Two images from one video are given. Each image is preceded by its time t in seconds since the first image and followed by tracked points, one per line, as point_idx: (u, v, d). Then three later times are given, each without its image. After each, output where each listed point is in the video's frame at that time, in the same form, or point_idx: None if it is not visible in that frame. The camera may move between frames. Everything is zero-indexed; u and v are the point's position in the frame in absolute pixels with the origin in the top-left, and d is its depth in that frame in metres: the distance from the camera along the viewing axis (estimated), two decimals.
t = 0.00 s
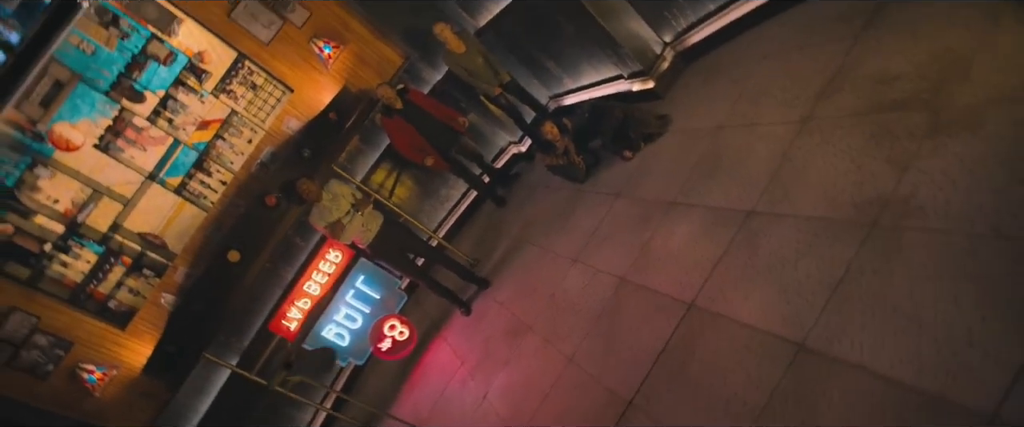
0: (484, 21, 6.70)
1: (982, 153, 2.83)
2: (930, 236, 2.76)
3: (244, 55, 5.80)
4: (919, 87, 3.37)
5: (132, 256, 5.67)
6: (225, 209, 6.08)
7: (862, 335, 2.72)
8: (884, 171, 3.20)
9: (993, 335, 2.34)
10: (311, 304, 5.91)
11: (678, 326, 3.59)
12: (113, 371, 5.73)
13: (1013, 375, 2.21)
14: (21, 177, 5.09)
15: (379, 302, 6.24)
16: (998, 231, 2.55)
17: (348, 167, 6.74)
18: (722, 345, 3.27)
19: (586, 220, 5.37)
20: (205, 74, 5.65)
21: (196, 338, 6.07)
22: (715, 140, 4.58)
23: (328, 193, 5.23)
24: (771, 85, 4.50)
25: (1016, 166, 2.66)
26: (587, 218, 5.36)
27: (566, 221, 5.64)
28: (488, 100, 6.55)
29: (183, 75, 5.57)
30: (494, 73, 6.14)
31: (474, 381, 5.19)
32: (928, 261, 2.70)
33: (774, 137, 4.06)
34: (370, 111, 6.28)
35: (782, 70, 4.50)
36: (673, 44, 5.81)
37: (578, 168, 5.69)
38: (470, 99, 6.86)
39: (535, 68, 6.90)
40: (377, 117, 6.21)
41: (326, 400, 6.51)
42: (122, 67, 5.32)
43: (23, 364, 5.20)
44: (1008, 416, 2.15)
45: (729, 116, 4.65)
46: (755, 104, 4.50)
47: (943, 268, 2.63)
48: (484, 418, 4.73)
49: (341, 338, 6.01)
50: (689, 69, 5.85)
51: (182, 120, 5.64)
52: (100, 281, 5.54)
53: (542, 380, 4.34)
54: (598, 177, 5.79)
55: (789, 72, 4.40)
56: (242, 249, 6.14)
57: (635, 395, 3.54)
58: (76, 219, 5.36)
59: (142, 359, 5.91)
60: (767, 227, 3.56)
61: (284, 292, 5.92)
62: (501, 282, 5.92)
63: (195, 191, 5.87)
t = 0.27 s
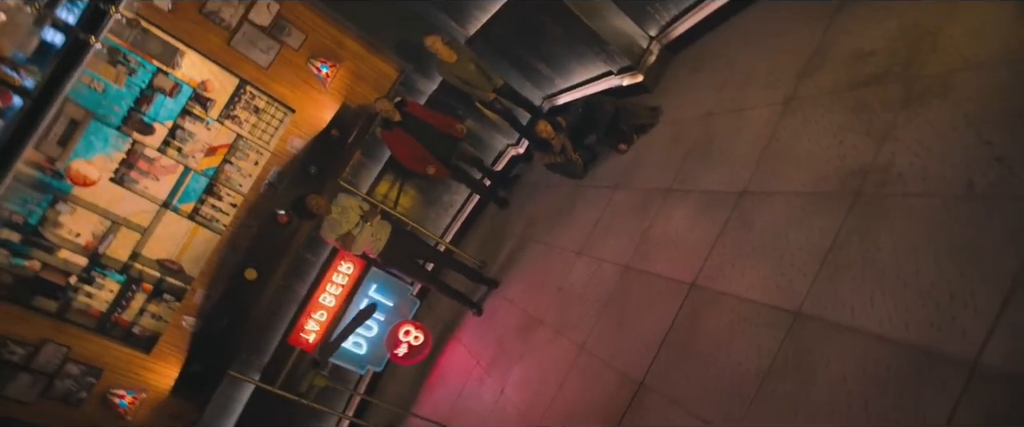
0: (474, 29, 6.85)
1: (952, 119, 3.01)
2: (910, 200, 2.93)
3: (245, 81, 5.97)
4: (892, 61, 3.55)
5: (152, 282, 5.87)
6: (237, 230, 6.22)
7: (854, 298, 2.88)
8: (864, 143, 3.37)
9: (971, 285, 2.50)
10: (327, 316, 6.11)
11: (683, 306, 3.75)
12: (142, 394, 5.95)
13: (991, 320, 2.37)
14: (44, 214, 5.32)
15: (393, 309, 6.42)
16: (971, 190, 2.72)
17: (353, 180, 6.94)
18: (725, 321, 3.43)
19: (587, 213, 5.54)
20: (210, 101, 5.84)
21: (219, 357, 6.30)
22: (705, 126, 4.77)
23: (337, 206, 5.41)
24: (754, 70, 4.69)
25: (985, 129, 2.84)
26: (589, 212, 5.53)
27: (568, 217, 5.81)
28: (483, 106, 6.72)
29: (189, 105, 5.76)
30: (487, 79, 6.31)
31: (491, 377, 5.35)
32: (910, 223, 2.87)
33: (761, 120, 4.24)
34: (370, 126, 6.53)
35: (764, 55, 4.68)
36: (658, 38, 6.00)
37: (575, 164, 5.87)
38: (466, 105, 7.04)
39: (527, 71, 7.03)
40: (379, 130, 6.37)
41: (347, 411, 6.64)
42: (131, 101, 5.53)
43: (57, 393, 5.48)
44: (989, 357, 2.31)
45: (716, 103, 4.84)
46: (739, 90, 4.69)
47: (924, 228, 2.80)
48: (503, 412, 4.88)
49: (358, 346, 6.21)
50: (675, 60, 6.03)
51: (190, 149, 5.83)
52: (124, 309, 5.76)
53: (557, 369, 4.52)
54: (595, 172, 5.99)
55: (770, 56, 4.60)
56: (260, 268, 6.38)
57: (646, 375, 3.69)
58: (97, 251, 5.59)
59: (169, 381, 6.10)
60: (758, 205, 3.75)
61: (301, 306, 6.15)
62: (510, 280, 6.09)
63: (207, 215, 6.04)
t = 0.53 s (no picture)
0: (468, 35, 7.00)
1: (932, 96, 3.13)
2: (898, 176, 3.05)
3: (248, 99, 6.12)
4: (874, 43, 3.67)
5: (169, 301, 6.02)
6: (249, 246, 6.34)
7: (848, 273, 3.00)
8: (851, 124, 3.50)
9: (957, 253, 2.63)
10: (340, 324, 6.22)
11: (687, 292, 3.87)
12: (165, 410, 6.10)
13: (976, 284, 2.49)
14: (63, 240, 5.52)
15: (404, 313, 6.56)
16: (952, 164, 2.85)
17: (357, 189, 7.16)
18: (727, 304, 3.54)
19: (589, 209, 5.66)
20: (216, 122, 6.01)
21: (236, 370, 6.36)
22: (698, 117, 4.90)
23: (345, 216, 5.53)
24: (742, 60, 4.82)
25: (963, 104, 2.97)
26: (591, 207, 5.65)
27: (571, 213, 5.94)
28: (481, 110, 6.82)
29: (196, 127, 5.94)
30: (484, 82, 6.31)
31: (503, 373, 5.46)
32: (898, 199, 2.99)
33: (752, 108, 4.36)
34: (373, 136, 6.59)
35: (751, 44, 4.82)
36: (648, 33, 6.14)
37: (574, 162, 6.03)
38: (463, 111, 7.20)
39: (522, 73, 7.20)
40: (381, 140, 6.45)
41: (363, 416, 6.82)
42: (141, 126, 5.72)
43: (84, 413, 5.66)
44: (978, 320, 2.42)
45: (708, 94, 4.97)
46: (729, 80, 4.82)
47: (912, 202, 2.92)
48: (518, 406, 4.99)
49: (372, 352, 6.37)
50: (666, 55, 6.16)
51: (199, 169, 6.00)
52: (143, 328, 5.92)
53: (568, 362, 4.64)
54: (595, 168, 6.11)
55: (757, 46, 4.73)
56: (274, 280, 6.46)
57: (654, 362, 3.81)
58: (115, 273, 5.78)
59: (190, 396, 6.24)
60: (754, 190, 3.87)
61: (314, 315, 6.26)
62: (517, 278, 6.20)
63: (218, 232, 6.18)
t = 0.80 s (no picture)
0: (462, 46, 7.13)
1: (908, 70, 3.29)
2: (881, 148, 3.20)
3: (255, 124, 6.33)
4: (852, 23, 3.83)
5: (193, 323, 6.23)
6: (266, 265, 6.53)
7: (840, 243, 3.15)
8: (835, 102, 3.65)
9: (938, 215, 2.78)
10: (359, 333, 6.39)
11: (690, 275, 4.03)
12: None
13: (959, 243, 2.64)
14: (91, 272, 5.80)
15: (420, 319, 6.73)
16: (929, 132, 3.00)
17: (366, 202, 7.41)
18: (729, 284, 3.70)
19: (593, 203, 5.82)
20: (226, 148, 6.24)
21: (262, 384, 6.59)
22: (690, 107, 5.06)
23: (357, 228, 5.74)
24: (729, 48, 4.98)
25: (936, 75, 3.12)
26: (594, 202, 5.81)
27: (575, 210, 6.10)
28: (480, 115, 6.98)
29: (208, 154, 6.18)
30: (481, 88, 6.45)
31: (520, 369, 5.61)
32: (883, 169, 3.13)
33: (741, 94, 4.53)
34: (377, 150, 6.70)
35: (736, 33, 4.98)
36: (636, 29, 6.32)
37: (574, 159, 6.22)
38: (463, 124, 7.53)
39: (517, 78, 7.41)
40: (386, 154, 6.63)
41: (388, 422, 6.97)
42: (156, 158, 5.97)
43: None
44: (961, 275, 2.56)
45: (698, 84, 5.13)
46: (718, 68, 4.98)
47: (896, 171, 3.06)
48: (536, 399, 5.13)
49: (393, 359, 6.52)
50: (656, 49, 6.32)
51: (213, 194, 6.23)
52: (170, 351, 6.13)
53: (582, 351, 4.80)
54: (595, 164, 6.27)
55: (742, 34, 4.88)
56: (292, 296, 6.66)
57: (664, 344, 3.97)
58: (141, 301, 6.01)
59: (220, 413, 6.46)
60: (747, 172, 4.03)
61: (333, 327, 6.43)
62: (526, 276, 6.36)
63: (235, 254, 6.38)
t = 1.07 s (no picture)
0: (458, 55, 7.28)
1: (885, 46, 3.44)
2: (864, 122, 3.35)
3: (264, 145, 6.54)
4: (830, 6, 3.99)
5: (218, 342, 6.46)
6: (283, 281, 6.73)
7: (832, 216, 3.30)
8: (819, 82, 3.81)
9: (921, 181, 2.93)
10: (378, 341, 6.60)
11: (694, 258, 4.18)
12: None
13: (941, 206, 2.79)
14: (119, 300, 6.12)
15: (436, 323, 6.88)
16: (908, 104, 3.15)
17: (377, 213, 7.64)
18: (731, 264, 3.85)
19: (596, 198, 5.98)
20: (238, 171, 6.49)
21: (288, 398, 6.54)
22: (683, 98, 5.24)
23: (370, 239, 5.92)
24: (716, 38, 5.14)
25: (912, 49, 3.27)
26: (597, 196, 5.97)
27: (580, 205, 6.25)
28: (480, 121, 7.09)
29: (222, 178, 6.44)
30: (480, 95, 6.59)
31: (537, 363, 5.76)
32: (868, 142, 3.29)
33: (730, 81, 4.69)
34: (384, 162, 6.75)
35: (722, 23, 5.15)
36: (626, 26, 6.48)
37: (575, 156, 6.39)
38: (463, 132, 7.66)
39: (514, 82, 7.57)
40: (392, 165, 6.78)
41: None
42: (173, 185, 6.26)
43: None
44: (946, 236, 2.71)
45: (689, 74, 5.29)
46: (706, 58, 5.15)
47: (881, 143, 3.21)
48: (554, 390, 5.28)
49: (412, 364, 6.65)
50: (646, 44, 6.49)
51: (228, 216, 6.50)
52: (198, 371, 6.39)
53: (596, 341, 4.94)
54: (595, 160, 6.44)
55: (728, 23, 5.05)
56: (314, 310, 6.67)
57: (673, 327, 4.11)
58: (168, 323, 6.30)
59: None
60: (740, 155, 4.20)
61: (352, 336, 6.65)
62: (537, 274, 6.52)
63: (253, 273, 6.61)
